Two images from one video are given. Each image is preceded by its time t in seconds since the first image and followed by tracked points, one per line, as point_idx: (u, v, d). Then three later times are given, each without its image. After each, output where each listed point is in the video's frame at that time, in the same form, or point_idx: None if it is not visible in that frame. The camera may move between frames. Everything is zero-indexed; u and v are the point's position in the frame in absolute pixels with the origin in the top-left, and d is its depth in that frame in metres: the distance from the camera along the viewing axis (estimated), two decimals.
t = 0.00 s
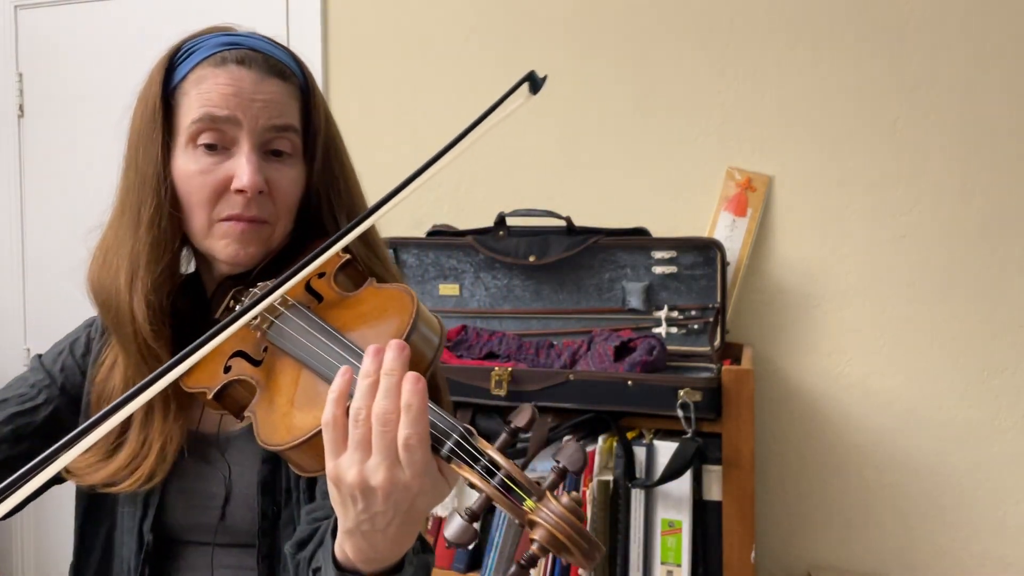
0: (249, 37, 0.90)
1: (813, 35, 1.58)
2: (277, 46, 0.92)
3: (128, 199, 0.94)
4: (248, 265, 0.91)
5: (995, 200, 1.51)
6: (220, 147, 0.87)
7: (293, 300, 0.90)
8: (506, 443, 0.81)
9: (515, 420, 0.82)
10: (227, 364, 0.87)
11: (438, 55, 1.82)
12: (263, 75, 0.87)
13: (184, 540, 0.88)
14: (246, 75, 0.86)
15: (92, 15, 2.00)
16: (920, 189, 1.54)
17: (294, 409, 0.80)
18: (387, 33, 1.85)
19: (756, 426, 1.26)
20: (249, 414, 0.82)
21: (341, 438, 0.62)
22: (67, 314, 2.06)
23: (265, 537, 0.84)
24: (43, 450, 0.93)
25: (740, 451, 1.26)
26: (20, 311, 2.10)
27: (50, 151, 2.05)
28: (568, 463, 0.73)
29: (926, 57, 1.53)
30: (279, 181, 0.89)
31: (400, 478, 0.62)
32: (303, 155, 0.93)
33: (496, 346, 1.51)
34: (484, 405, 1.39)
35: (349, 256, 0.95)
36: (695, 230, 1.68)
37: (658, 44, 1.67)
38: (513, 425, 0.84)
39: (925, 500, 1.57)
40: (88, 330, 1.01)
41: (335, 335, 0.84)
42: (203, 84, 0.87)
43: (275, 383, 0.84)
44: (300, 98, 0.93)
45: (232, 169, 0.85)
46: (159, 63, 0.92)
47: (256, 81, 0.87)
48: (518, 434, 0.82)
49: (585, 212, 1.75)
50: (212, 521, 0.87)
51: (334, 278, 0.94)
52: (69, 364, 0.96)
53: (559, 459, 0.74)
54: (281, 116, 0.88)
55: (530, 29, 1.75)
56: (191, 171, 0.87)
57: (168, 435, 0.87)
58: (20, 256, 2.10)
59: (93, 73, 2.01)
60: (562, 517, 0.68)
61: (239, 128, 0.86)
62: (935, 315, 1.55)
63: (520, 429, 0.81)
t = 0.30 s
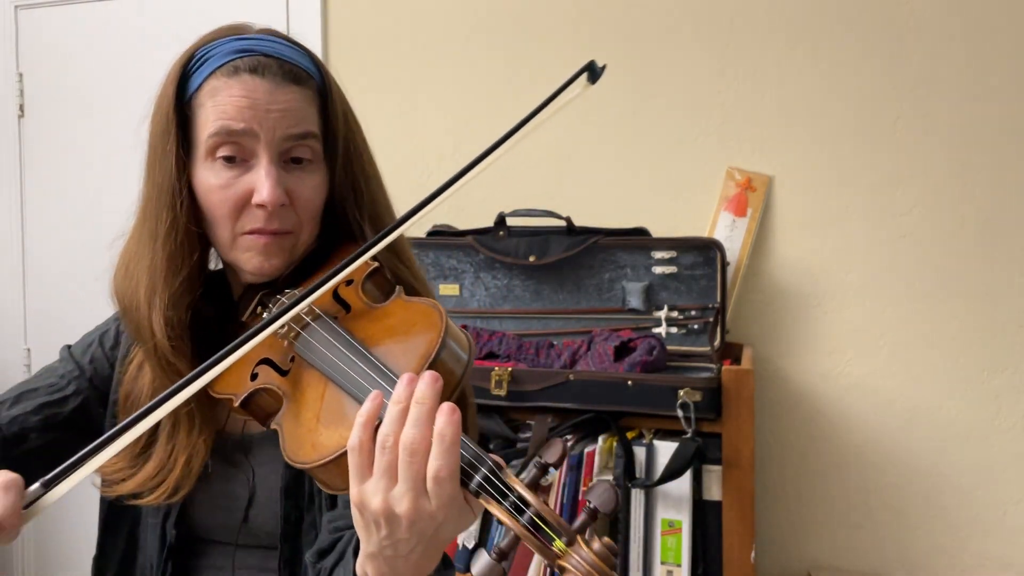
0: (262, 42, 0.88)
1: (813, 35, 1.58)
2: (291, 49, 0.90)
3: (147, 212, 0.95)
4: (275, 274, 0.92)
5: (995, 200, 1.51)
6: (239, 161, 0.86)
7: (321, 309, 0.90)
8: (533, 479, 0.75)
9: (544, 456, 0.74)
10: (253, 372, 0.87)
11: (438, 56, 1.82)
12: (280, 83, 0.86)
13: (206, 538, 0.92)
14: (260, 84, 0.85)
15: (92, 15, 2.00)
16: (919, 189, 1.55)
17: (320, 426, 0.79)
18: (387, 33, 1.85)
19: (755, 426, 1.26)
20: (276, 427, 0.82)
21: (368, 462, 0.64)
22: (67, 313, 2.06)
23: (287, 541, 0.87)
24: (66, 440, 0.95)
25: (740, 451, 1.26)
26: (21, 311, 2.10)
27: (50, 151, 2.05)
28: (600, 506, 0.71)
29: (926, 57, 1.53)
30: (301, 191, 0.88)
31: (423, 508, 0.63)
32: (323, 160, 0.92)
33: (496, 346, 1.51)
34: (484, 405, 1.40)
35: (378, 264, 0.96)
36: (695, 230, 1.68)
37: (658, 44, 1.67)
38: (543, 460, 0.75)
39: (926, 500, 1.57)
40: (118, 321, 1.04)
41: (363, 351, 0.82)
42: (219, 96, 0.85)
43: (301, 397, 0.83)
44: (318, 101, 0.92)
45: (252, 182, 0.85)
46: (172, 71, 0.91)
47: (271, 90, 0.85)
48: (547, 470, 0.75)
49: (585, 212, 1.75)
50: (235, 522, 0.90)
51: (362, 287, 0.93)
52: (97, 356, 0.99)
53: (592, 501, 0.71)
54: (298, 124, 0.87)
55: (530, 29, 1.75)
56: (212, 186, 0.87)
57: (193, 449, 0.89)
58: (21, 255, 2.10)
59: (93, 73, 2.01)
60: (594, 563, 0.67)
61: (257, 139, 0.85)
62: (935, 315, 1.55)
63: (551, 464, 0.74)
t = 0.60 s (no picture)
0: (274, 50, 0.87)
1: (813, 35, 1.58)
2: (306, 55, 0.89)
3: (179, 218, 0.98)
4: (303, 284, 0.93)
5: (994, 201, 1.51)
6: (257, 175, 0.87)
7: (350, 319, 0.91)
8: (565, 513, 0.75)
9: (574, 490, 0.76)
10: (281, 379, 0.89)
11: (438, 56, 1.82)
12: (291, 94, 0.85)
13: (230, 539, 0.94)
14: (272, 97, 0.84)
15: (92, 14, 2.00)
16: (919, 190, 1.55)
17: (346, 441, 0.79)
18: (388, 33, 1.85)
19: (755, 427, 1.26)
20: (304, 438, 0.84)
21: (396, 484, 0.65)
22: (67, 313, 2.06)
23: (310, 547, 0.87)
24: (95, 433, 0.97)
25: (740, 452, 1.26)
26: (21, 311, 2.10)
27: (50, 151, 2.05)
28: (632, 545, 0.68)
29: (925, 57, 1.53)
30: (319, 202, 0.88)
31: (449, 537, 0.63)
32: (343, 167, 0.91)
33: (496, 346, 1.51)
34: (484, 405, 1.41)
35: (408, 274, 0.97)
36: (695, 230, 1.68)
37: (657, 44, 1.67)
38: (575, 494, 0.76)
39: (925, 500, 1.57)
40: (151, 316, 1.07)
41: (390, 365, 0.82)
42: (233, 109, 0.85)
43: (328, 409, 0.84)
44: (335, 107, 0.90)
45: (269, 197, 0.85)
46: (190, 84, 0.92)
47: (283, 102, 0.84)
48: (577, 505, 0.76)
49: (585, 211, 1.75)
50: (260, 525, 0.91)
51: (392, 297, 0.94)
52: (129, 349, 1.02)
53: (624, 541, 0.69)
54: (313, 135, 0.86)
55: (530, 29, 1.75)
56: (233, 201, 0.88)
57: (217, 462, 0.91)
58: (20, 256, 2.10)
59: (93, 73, 2.01)
60: None
61: (271, 153, 0.84)
62: (935, 316, 1.55)
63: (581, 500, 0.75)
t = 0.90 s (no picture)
0: (274, 62, 0.85)
1: (812, 36, 1.59)
2: (307, 64, 0.86)
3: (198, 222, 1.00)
4: (322, 293, 0.94)
5: (993, 201, 1.51)
6: (263, 191, 0.87)
7: (375, 327, 0.91)
8: (597, 536, 0.75)
9: (608, 514, 0.76)
10: (307, 387, 0.89)
11: (438, 56, 1.82)
12: (289, 109, 0.83)
13: (253, 540, 0.95)
14: (269, 114, 0.82)
15: (92, 14, 2.00)
16: (919, 189, 1.55)
17: (372, 453, 0.79)
18: (387, 33, 1.85)
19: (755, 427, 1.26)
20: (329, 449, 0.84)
21: (422, 501, 0.65)
22: (67, 314, 2.06)
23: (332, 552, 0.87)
24: (123, 429, 1.02)
25: (740, 452, 1.26)
26: (20, 311, 2.10)
27: (51, 150, 2.05)
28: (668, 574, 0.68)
29: (925, 56, 1.53)
30: (326, 216, 0.87)
31: (477, 557, 0.63)
32: (353, 178, 0.89)
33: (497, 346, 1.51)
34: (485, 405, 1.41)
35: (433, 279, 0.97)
36: (695, 230, 1.68)
37: (657, 44, 1.68)
38: (606, 519, 0.76)
39: (926, 500, 1.57)
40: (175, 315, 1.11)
41: (414, 375, 0.82)
42: (235, 127, 0.85)
43: (354, 419, 0.84)
44: (340, 119, 0.88)
45: (275, 214, 0.85)
46: (198, 98, 0.92)
47: (280, 119, 0.82)
48: (609, 529, 0.75)
49: (585, 211, 1.75)
50: (282, 528, 0.92)
51: (417, 303, 0.94)
52: (155, 347, 1.05)
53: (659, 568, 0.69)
54: (314, 150, 0.84)
55: (529, 29, 1.75)
56: (244, 217, 0.89)
57: (240, 477, 0.92)
58: (20, 256, 2.10)
59: (93, 73, 2.01)
60: None
61: (273, 171, 0.84)
62: (935, 315, 1.55)
63: (614, 524, 0.75)
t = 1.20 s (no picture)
0: (269, 76, 0.85)
1: (813, 36, 1.58)
2: (303, 76, 0.85)
3: (219, 224, 1.01)
4: (338, 302, 0.94)
5: (993, 201, 1.51)
6: (267, 206, 0.87)
7: (391, 337, 0.91)
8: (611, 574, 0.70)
9: (622, 549, 0.71)
10: (324, 399, 0.90)
11: (438, 56, 1.82)
12: (284, 124, 0.82)
13: (274, 544, 0.95)
14: (265, 130, 0.82)
15: (93, 14, 2.00)
16: (919, 189, 1.55)
17: (387, 474, 0.78)
18: (387, 33, 1.85)
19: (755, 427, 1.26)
20: (345, 464, 0.84)
21: (430, 524, 0.64)
22: (67, 313, 2.06)
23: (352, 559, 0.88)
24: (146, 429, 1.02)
25: (740, 451, 1.26)
26: (20, 311, 2.10)
27: (51, 150, 2.05)
28: None
29: (924, 56, 1.53)
30: (330, 229, 0.86)
31: None
32: (358, 189, 0.88)
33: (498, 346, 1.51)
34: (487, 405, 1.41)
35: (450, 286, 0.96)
36: (694, 230, 1.68)
37: (657, 44, 1.67)
38: (619, 555, 0.71)
39: (926, 500, 1.57)
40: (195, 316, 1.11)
41: (427, 393, 0.80)
42: (235, 143, 0.85)
43: (370, 436, 0.84)
44: (340, 129, 0.86)
45: (279, 228, 0.85)
46: (203, 110, 0.93)
47: (275, 135, 0.82)
48: (625, 566, 0.70)
49: (585, 211, 1.75)
50: (304, 533, 0.92)
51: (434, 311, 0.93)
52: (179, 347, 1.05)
53: None
54: (311, 164, 0.83)
55: (529, 28, 1.75)
56: (252, 232, 0.90)
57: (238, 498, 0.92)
58: (21, 256, 2.10)
59: (94, 73, 2.01)
60: None
61: (273, 187, 0.84)
62: (935, 316, 1.55)
63: (629, 561, 0.70)
